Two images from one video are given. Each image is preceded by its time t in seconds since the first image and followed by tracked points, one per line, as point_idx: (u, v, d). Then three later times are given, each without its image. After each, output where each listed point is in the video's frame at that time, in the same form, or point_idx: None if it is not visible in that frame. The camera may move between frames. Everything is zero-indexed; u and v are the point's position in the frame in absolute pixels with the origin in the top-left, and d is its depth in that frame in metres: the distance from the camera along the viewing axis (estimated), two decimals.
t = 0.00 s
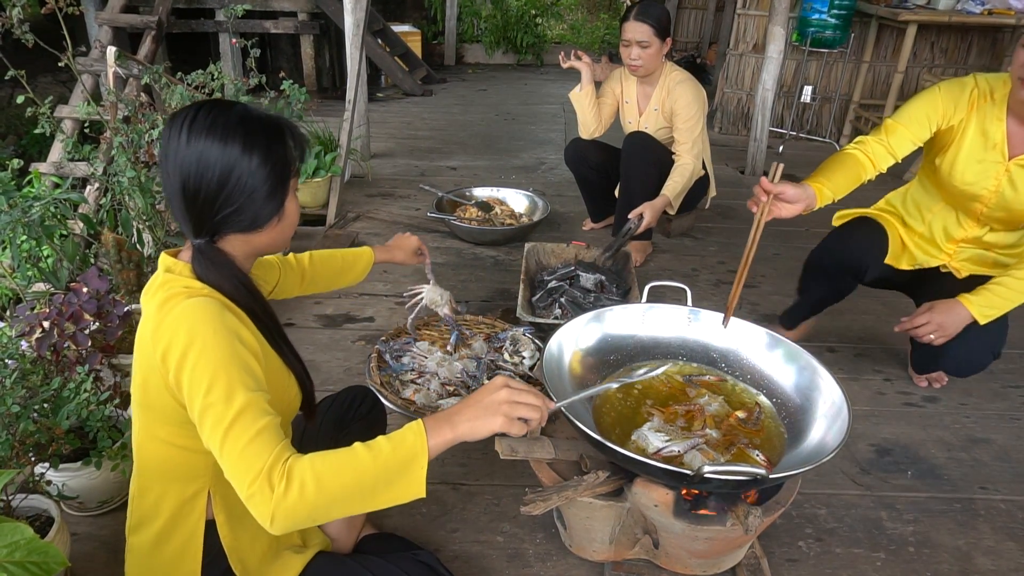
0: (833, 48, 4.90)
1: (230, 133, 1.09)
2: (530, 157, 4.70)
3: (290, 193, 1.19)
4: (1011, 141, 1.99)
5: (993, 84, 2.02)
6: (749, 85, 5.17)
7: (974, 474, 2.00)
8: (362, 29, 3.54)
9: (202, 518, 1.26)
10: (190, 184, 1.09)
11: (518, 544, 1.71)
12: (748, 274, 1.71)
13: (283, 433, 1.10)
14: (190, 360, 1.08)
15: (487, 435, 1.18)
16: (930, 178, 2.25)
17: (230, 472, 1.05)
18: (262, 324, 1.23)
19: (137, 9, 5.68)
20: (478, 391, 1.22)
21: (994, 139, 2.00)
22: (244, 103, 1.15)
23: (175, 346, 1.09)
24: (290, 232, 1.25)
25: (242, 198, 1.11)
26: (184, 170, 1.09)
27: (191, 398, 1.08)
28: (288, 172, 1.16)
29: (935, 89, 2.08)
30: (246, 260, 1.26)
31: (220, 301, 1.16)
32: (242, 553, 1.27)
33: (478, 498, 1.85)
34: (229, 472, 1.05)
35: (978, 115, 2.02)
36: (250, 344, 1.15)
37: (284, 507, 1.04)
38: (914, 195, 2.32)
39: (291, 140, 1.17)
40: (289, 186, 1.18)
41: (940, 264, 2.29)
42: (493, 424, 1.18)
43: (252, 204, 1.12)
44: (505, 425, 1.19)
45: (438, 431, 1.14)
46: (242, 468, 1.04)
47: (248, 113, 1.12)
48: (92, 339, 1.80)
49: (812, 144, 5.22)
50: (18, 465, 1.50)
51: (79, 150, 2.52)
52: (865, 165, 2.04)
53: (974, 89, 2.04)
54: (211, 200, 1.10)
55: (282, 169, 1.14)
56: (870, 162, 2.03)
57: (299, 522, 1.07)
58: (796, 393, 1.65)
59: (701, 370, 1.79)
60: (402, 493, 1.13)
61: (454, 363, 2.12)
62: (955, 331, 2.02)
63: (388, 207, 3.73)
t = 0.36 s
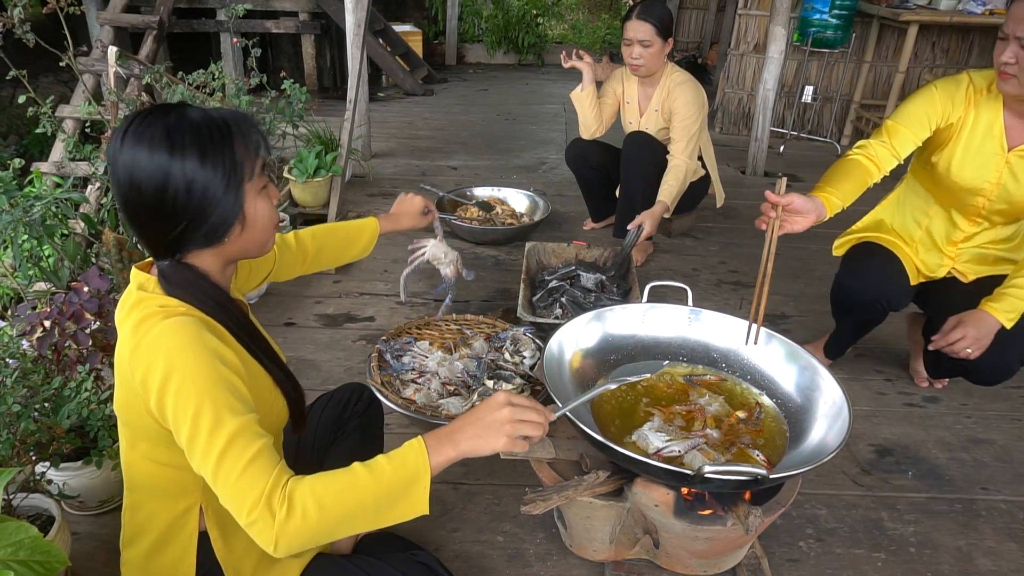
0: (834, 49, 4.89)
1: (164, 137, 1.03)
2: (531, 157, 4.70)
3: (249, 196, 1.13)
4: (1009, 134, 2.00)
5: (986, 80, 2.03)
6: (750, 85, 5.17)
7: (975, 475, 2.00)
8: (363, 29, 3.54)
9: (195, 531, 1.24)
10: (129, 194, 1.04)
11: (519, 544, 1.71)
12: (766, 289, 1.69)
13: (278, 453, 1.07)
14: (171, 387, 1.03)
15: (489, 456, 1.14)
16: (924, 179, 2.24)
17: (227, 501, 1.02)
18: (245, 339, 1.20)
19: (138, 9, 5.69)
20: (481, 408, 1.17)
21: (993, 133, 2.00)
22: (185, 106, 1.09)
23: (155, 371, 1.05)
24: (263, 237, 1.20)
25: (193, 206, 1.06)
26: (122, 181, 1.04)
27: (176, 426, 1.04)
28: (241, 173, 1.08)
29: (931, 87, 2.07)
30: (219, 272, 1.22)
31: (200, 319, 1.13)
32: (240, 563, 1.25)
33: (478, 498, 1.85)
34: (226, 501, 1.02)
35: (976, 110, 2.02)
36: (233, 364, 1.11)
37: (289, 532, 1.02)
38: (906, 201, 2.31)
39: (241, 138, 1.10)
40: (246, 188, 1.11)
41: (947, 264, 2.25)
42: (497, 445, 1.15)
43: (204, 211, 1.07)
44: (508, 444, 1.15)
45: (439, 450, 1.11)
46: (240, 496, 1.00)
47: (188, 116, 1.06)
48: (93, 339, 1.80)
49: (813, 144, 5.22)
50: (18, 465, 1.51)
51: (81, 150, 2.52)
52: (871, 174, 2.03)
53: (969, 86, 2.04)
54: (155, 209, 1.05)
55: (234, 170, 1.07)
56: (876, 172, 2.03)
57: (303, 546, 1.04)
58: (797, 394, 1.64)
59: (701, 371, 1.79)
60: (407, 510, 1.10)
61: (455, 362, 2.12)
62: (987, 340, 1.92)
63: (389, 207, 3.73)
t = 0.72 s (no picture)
0: (834, 47, 4.88)
1: (130, 144, 1.01)
2: (531, 156, 4.70)
3: (224, 208, 1.09)
4: (1000, 144, 2.00)
5: (976, 89, 2.03)
6: (750, 84, 5.16)
7: (976, 473, 2.00)
8: (362, 28, 3.54)
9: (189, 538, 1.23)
10: (94, 200, 1.02)
11: (519, 543, 1.71)
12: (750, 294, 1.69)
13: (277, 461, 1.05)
14: (159, 400, 1.02)
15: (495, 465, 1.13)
16: (908, 187, 2.24)
17: (229, 512, 1.00)
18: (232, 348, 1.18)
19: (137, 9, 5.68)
20: (489, 416, 1.15)
21: (985, 143, 2.01)
22: (161, 111, 1.06)
23: (141, 384, 1.03)
24: (245, 248, 1.16)
25: (159, 217, 1.03)
26: (89, 186, 1.02)
27: (167, 440, 1.02)
28: (213, 183, 1.05)
29: (921, 96, 2.05)
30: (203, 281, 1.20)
31: (186, 331, 1.11)
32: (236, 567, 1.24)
33: (479, 497, 1.85)
34: (228, 512, 1.00)
35: (967, 120, 2.02)
36: (221, 374, 1.09)
37: (297, 539, 1.01)
38: (893, 208, 2.31)
39: (216, 147, 1.06)
40: (219, 200, 1.07)
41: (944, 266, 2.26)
42: (503, 458, 1.13)
43: (172, 221, 1.04)
44: (515, 458, 1.13)
45: (447, 458, 1.10)
46: (242, 507, 0.99)
47: (158, 124, 1.03)
48: (92, 339, 1.80)
49: (813, 143, 5.22)
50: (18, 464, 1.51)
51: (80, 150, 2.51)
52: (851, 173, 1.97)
53: (959, 96, 2.03)
54: (118, 217, 1.03)
55: (203, 180, 1.03)
56: (858, 170, 1.96)
57: (309, 553, 1.03)
58: (796, 391, 1.65)
59: (702, 370, 1.79)
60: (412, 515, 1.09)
61: (455, 361, 2.12)
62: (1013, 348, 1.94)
63: (389, 206, 3.73)
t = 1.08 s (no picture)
0: (834, 47, 4.88)
1: (105, 158, 0.98)
2: (531, 155, 4.70)
3: (203, 228, 1.06)
4: (979, 154, 2.02)
5: (954, 101, 2.03)
6: (750, 83, 5.17)
7: (976, 473, 2.00)
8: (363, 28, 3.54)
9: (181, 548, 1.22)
10: (68, 213, 1.01)
11: (519, 542, 1.71)
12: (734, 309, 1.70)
13: (265, 480, 1.04)
14: (138, 425, 0.99)
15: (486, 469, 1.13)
16: (889, 199, 2.24)
17: (221, 536, 0.99)
18: (216, 366, 1.16)
19: (138, 7, 5.68)
20: (482, 421, 1.14)
21: (966, 155, 2.02)
22: (140, 125, 1.04)
23: (120, 409, 1.01)
24: (230, 266, 1.14)
25: (133, 235, 1.00)
26: (63, 198, 1.00)
27: (147, 467, 1.00)
28: (190, 201, 1.02)
29: (903, 111, 2.03)
30: (188, 296, 1.18)
31: (168, 354, 1.09)
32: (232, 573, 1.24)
33: (478, 496, 1.85)
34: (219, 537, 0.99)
35: (948, 133, 2.02)
36: (201, 395, 1.07)
37: (293, 558, 1.00)
38: (877, 220, 2.30)
39: (193, 164, 1.03)
40: (198, 220, 1.04)
41: (933, 272, 2.26)
42: (495, 462, 1.13)
43: (148, 240, 1.01)
44: (508, 461, 1.14)
45: (437, 465, 1.08)
46: (234, 530, 0.98)
47: (132, 140, 1.00)
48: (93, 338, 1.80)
49: (813, 142, 5.22)
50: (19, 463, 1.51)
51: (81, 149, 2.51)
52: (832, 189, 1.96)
53: (940, 109, 2.02)
54: (92, 233, 1.01)
55: (178, 198, 1.00)
56: (838, 186, 1.95)
57: (306, 569, 1.03)
58: (795, 391, 1.65)
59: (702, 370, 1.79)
60: (407, 524, 1.09)
61: (455, 361, 2.13)
62: None
63: (389, 206, 3.73)
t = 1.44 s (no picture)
0: (834, 47, 4.89)
1: (132, 170, 0.98)
2: (531, 155, 4.70)
3: (227, 248, 1.06)
4: (967, 150, 2.03)
5: (943, 98, 2.03)
6: (749, 84, 5.17)
7: (974, 473, 2.00)
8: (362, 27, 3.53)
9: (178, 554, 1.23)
10: (90, 223, 1.00)
11: (518, 542, 1.71)
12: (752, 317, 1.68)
13: (265, 509, 1.04)
14: (141, 450, 0.99)
15: (478, 486, 1.11)
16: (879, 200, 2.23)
17: (214, 563, 0.99)
18: (223, 387, 1.15)
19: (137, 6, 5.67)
20: (469, 440, 1.11)
21: (955, 152, 2.02)
22: (171, 138, 1.04)
23: (125, 429, 1.01)
24: (248, 285, 1.14)
25: (154, 249, 1.00)
26: (86, 207, 1.00)
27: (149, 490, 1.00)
28: (215, 219, 1.02)
29: (895, 110, 2.02)
30: (202, 313, 1.18)
31: (173, 373, 1.09)
32: None
33: (477, 496, 1.85)
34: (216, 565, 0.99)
35: (938, 131, 2.02)
36: (207, 419, 1.06)
37: None
38: (865, 222, 2.29)
39: (221, 180, 1.03)
40: (221, 238, 1.04)
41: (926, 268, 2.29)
42: (486, 479, 1.11)
43: (169, 255, 1.01)
44: (499, 478, 1.12)
45: (426, 490, 1.07)
46: (230, 561, 0.98)
47: (161, 153, 1.01)
48: (91, 337, 1.80)
49: (812, 143, 5.22)
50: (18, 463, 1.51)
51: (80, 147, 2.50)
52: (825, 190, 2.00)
53: (929, 107, 2.02)
54: (114, 244, 1.01)
55: (202, 214, 1.00)
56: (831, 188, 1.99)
57: None
58: (794, 391, 1.65)
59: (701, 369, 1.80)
60: (399, 550, 1.07)
61: (454, 361, 2.13)
62: (992, 287, 1.97)
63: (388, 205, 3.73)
